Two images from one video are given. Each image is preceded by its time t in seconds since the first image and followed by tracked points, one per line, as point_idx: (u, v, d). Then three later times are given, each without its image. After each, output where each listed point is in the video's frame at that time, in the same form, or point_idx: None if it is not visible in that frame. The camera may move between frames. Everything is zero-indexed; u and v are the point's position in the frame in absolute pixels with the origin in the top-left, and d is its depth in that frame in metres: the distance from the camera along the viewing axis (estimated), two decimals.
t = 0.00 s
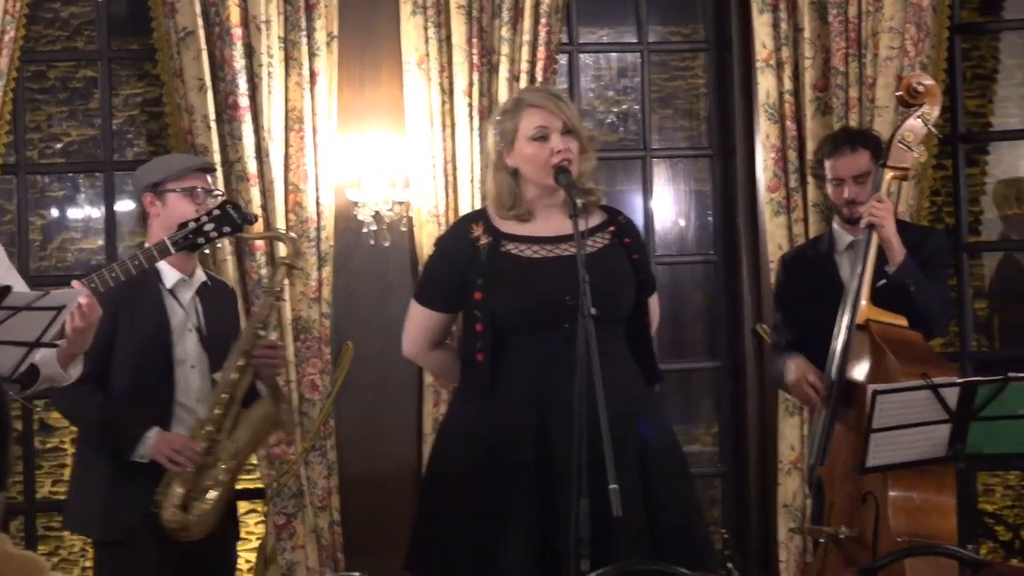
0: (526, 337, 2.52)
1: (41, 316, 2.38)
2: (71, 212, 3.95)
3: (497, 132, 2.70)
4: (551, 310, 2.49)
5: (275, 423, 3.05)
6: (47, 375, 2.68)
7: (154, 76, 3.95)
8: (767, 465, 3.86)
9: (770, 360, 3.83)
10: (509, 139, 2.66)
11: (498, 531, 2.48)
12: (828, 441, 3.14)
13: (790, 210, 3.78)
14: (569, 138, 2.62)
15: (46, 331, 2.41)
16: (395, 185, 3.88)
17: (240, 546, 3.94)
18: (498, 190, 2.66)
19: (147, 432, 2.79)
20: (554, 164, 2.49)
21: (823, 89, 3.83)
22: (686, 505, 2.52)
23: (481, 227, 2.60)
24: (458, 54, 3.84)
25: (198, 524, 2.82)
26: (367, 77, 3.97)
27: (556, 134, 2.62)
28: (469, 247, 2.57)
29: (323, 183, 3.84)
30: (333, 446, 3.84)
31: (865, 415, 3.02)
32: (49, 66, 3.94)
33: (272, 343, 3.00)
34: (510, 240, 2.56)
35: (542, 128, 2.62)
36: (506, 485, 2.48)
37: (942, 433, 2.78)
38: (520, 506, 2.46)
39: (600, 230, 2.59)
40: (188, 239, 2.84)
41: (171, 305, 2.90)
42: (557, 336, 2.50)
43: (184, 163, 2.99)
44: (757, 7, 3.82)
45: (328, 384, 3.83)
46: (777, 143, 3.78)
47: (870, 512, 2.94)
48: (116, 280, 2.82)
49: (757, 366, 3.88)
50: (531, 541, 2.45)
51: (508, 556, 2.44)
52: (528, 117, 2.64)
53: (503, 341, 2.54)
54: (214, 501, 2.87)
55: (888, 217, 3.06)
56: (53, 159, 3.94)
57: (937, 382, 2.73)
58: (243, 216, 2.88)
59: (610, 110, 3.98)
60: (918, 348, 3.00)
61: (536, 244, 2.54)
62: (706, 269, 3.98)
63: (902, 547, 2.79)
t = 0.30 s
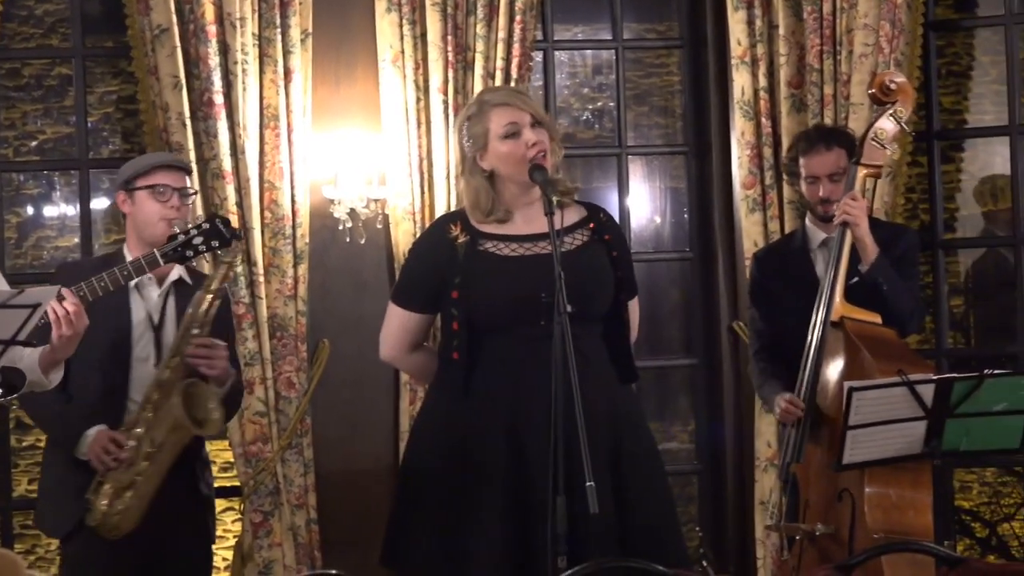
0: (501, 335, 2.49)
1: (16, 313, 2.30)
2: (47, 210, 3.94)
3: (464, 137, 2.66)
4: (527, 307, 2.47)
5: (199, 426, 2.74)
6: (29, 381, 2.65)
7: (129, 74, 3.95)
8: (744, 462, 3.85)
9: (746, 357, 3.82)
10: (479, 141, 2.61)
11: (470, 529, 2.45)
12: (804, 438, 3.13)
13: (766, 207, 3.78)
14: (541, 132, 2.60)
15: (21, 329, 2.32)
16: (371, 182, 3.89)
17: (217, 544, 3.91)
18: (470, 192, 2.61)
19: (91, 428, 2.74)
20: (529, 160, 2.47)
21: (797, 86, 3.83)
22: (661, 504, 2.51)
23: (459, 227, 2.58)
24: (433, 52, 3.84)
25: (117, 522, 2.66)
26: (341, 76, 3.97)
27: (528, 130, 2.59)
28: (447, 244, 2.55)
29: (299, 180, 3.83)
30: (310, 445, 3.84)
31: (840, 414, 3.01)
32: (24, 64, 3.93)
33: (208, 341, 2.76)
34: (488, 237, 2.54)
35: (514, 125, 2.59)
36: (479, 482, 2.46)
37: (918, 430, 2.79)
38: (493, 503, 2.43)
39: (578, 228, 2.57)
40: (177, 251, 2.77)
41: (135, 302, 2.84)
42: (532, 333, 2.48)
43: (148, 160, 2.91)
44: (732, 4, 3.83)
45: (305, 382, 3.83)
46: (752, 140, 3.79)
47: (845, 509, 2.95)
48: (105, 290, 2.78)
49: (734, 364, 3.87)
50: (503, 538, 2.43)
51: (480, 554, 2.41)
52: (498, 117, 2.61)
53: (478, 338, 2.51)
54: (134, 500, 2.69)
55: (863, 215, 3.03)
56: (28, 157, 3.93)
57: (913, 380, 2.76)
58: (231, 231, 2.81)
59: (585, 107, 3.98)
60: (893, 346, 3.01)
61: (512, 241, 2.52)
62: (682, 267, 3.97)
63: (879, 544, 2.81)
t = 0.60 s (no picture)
0: (488, 331, 2.52)
1: (8, 310, 2.44)
2: (36, 207, 3.94)
3: (454, 137, 2.69)
4: (514, 303, 2.48)
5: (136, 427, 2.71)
6: (35, 371, 2.66)
7: (118, 71, 3.95)
8: (734, 458, 3.86)
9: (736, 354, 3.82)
10: (468, 140, 2.65)
11: (449, 523, 2.45)
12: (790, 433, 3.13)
13: (755, 204, 3.78)
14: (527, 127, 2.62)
15: (12, 326, 2.45)
16: (360, 179, 3.89)
17: (208, 541, 3.90)
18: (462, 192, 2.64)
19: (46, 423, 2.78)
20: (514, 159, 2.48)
21: (787, 82, 3.84)
22: (647, 504, 2.50)
23: (449, 220, 2.60)
24: (422, 49, 3.84)
25: (62, 521, 2.68)
26: (331, 74, 3.97)
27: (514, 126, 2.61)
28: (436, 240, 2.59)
29: (288, 177, 3.83)
30: (300, 441, 3.84)
31: (827, 409, 3.02)
32: (13, 61, 3.93)
33: (152, 338, 2.76)
34: (476, 233, 2.57)
35: (500, 122, 2.61)
36: (461, 476, 2.46)
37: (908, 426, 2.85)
38: (476, 498, 2.44)
39: (569, 224, 2.60)
40: (169, 237, 2.73)
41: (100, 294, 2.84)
42: (521, 329, 2.49)
43: (114, 153, 2.87)
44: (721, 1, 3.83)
45: (294, 379, 3.83)
46: (741, 137, 3.79)
47: (832, 505, 2.95)
48: (100, 277, 2.73)
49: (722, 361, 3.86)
50: (483, 533, 2.43)
51: (460, 548, 2.41)
52: (484, 115, 2.62)
53: (466, 334, 2.55)
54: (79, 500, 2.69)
55: (848, 211, 3.04)
56: (17, 154, 3.93)
57: (902, 376, 2.81)
58: (219, 214, 2.80)
59: (575, 104, 3.98)
60: (881, 343, 3.02)
61: (499, 238, 2.54)
62: (671, 263, 3.97)
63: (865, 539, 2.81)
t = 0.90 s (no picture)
0: (480, 325, 2.53)
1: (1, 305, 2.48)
2: (28, 203, 3.93)
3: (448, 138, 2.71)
4: (507, 299, 2.49)
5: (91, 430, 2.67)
6: (29, 365, 2.69)
7: (110, 67, 3.95)
8: (726, 455, 3.85)
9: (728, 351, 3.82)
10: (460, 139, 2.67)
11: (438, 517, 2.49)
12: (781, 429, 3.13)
13: (747, 200, 3.78)
14: (516, 124, 2.63)
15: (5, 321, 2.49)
16: (352, 175, 3.89)
17: (200, 538, 3.89)
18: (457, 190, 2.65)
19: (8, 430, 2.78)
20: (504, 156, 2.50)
21: (779, 79, 3.85)
22: (635, 501, 2.54)
23: (446, 212, 2.61)
24: (414, 44, 3.85)
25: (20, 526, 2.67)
26: (323, 71, 3.96)
27: (503, 124, 2.62)
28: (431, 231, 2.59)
29: (280, 173, 3.83)
30: (292, 438, 3.84)
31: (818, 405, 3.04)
32: (5, 57, 3.93)
33: (106, 338, 2.74)
34: (473, 227, 2.58)
35: (489, 121, 2.63)
36: (450, 471, 2.49)
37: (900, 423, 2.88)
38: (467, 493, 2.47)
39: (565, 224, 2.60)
40: (160, 228, 2.71)
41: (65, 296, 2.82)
42: (513, 325, 2.50)
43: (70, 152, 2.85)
44: None
45: (286, 375, 3.83)
46: (733, 133, 3.80)
47: (823, 501, 2.97)
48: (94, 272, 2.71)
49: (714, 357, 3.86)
50: (472, 528, 2.47)
51: (451, 543, 2.45)
52: (472, 114, 2.64)
53: (458, 328, 2.56)
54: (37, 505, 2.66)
55: (838, 206, 3.07)
56: (9, 150, 3.93)
57: (894, 372, 2.80)
58: (212, 205, 2.79)
59: (567, 100, 3.97)
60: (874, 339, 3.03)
61: (495, 233, 2.54)
62: (664, 259, 3.96)
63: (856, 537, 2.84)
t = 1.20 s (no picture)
0: (469, 326, 2.54)
1: None
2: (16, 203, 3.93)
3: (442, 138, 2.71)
4: (497, 301, 2.52)
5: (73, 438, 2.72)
6: (10, 366, 2.71)
7: (99, 68, 3.95)
8: (713, 456, 3.85)
9: (716, 352, 3.82)
10: (452, 139, 2.67)
11: (425, 517, 2.50)
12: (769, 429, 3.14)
13: (735, 201, 3.79)
14: (507, 126, 2.62)
15: None
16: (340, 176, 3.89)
17: (188, 539, 3.90)
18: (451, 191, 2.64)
19: None
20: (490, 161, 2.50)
21: (768, 80, 3.85)
22: (618, 502, 2.57)
23: (440, 211, 2.62)
24: (403, 45, 3.85)
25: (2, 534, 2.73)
26: (311, 71, 3.95)
27: (494, 125, 2.61)
28: (423, 229, 2.60)
29: (268, 173, 3.83)
30: (280, 438, 3.84)
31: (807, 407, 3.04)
32: None
33: (82, 342, 2.78)
34: (466, 226, 2.59)
35: (479, 123, 2.61)
36: (438, 470, 2.50)
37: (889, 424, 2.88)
38: (454, 492, 2.49)
39: (558, 228, 2.60)
40: (145, 230, 2.74)
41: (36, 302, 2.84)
42: (501, 327, 2.53)
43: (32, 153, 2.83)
44: None
45: (274, 375, 3.83)
46: (721, 134, 3.80)
47: (810, 503, 2.97)
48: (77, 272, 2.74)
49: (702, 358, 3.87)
50: (459, 527, 2.48)
51: (438, 543, 2.46)
52: (464, 115, 2.63)
53: (446, 329, 2.57)
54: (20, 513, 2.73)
55: (826, 208, 3.06)
56: None
57: (883, 374, 2.82)
58: (197, 208, 2.82)
59: (556, 101, 3.97)
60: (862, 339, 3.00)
61: (488, 233, 2.56)
62: (652, 260, 3.96)
63: (841, 538, 2.84)
